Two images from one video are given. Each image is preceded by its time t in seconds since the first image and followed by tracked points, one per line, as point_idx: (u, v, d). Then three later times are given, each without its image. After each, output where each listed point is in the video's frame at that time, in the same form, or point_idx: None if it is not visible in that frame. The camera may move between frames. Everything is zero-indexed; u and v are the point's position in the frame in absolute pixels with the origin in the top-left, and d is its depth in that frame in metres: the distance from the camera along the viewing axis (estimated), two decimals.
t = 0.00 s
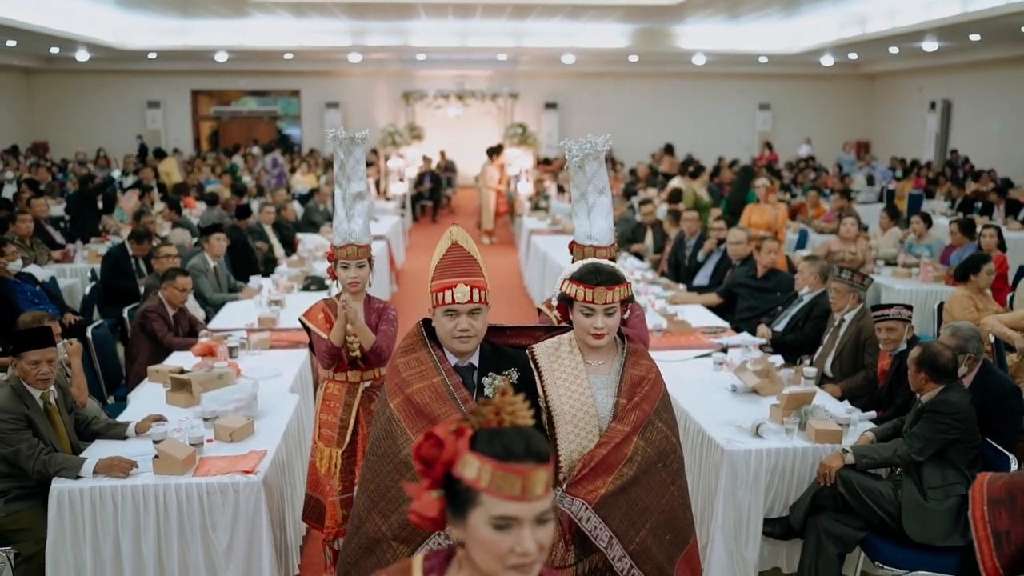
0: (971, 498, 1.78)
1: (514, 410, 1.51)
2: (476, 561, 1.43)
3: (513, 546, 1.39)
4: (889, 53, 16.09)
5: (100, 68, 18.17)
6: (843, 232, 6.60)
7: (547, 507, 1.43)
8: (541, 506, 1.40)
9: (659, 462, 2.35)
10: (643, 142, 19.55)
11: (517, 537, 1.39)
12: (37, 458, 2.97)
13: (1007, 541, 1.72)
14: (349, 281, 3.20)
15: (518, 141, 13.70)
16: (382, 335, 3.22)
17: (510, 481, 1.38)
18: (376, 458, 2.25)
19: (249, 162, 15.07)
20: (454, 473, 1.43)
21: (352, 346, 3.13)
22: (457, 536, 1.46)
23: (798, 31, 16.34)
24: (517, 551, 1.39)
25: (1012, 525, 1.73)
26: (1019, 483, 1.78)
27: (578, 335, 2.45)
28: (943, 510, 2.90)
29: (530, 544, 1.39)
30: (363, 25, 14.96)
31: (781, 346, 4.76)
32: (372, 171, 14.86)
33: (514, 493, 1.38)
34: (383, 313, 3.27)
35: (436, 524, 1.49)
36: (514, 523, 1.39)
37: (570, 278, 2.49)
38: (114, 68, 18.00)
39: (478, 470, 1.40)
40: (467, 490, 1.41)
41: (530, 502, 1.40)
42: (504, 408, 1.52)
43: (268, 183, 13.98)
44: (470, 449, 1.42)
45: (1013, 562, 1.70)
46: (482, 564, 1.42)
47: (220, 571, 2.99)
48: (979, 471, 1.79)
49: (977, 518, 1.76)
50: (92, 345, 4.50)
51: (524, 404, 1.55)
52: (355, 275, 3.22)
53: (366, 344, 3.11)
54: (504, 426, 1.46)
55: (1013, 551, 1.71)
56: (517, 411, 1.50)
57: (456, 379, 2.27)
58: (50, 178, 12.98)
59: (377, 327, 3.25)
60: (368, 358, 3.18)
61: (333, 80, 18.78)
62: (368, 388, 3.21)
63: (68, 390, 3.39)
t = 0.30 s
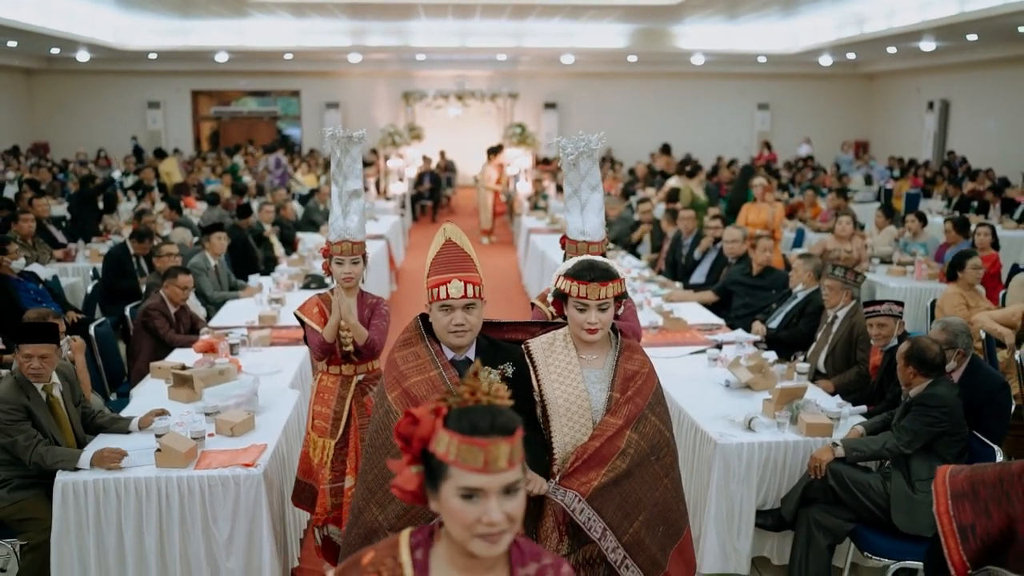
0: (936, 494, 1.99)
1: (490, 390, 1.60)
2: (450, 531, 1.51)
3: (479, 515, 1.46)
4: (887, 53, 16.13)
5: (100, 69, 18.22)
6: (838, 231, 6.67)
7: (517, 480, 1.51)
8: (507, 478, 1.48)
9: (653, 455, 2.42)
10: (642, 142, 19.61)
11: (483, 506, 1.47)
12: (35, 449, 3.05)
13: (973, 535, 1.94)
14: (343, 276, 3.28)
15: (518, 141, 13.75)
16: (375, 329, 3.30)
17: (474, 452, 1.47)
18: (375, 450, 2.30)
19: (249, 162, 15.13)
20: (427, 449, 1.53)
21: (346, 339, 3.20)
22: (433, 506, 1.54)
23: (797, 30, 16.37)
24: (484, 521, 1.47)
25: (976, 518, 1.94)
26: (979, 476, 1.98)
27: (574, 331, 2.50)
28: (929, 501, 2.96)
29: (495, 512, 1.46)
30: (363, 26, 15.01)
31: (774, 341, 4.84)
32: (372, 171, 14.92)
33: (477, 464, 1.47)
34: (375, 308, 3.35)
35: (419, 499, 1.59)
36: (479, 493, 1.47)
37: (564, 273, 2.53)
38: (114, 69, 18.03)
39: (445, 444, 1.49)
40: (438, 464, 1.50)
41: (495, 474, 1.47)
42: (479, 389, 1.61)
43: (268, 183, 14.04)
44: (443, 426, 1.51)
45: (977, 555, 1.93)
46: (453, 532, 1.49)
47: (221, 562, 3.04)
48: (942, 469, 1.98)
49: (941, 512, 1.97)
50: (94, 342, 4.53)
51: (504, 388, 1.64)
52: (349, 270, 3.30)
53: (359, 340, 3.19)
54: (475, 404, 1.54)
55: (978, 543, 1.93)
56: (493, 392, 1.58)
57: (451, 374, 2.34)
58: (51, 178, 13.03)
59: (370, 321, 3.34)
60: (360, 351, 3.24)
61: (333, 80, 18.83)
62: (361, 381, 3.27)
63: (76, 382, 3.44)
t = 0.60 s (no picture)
0: (923, 490, 2.09)
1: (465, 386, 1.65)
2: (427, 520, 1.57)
3: (450, 505, 1.52)
4: (885, 52, 16.17)
5: (101, 69, 18.27)
6: (833, 228, 6.72)
7: (487, 471, 1.56)
8: (476, 469, 1.53)
9: (645, 447, 2.47)
10: (641, 141, 19.65)
11: (454, 495, 1.52)
12: (6, 446, 3.16)
13: (960, 528, 2.07)
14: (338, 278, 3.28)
15: (516, 140, 13.82)
16: (368, 333, 3.31)
17: (443, 444, 1.53)
18: (370, 440, 2.35)
19: (248, 161, 15.19)
20: (403, 443, 1.58)
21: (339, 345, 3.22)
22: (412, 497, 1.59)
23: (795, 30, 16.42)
24: (456, 510, 1.52)
25: (963, 511, 2.07)
26: (964, 469, 2.10)
27: (567, 324, 2.54)
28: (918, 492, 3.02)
29: (466, 501, 1.52)
30: (362, 25, 15.06)
31: (768, 337, 4.88)
32: (372, 170, 14.97)
33: (446, 455, 1.52)
34: (368, 309, 3.36)
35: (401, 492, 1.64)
36: (451, 483, 1.53)
37: (559, 268, 2.54)
38: (114, 69, 18.08)
39: (418, 436, 1.55)
40: (413, 456, 1.56)
41: (464, 465, 1.53)
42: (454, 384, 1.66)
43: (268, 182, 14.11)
44: (417, 421, 1.57)
45: (963, 546, 2.07)
46: (429, 521, 1.55)
47: (220, 554, 3.09)
48: (930, 466, 2.08)
49: (928, 506, 2.09)
50: (95, 338, 4.59)
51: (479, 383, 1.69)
52: (343, 272, 3.31)
53: (352, 348, 3.21)
54: (448, 397, 1.60)
55: (966, 535, 2.06)
56: (467, 387, 1.64)
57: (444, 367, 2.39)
58: (52, 178, 13.08)
59: (363, 324, 3.34)
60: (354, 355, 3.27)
61: (333, 80, 18.89)
62: (356, 378, 3.31)
63: (83, 375, 3.50)
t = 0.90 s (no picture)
0: (926, 484, 2.01)
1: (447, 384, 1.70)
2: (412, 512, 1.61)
3: (431, 498, 1.56)
4: (883, 52, 16.19)
5: (101, 69, 18.30)
6: (828, 226, 6.76)
7: (469, 465, 1.60)
8: (457, 463, 1.57)
9: (638, 442, 2.51)
10: (640, 141, 19.69)
11: (436, 488, 1.57)
12: None
13: (966, 524, 1.98)
14: (334, 275, 3.31)
15: (515, 139, 13.84)
16: (366, 331, 3.35)
17: (423, 439, 1.57)
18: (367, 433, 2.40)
19: (249, 161, 15.23)
20: (388, 440, 1.63)
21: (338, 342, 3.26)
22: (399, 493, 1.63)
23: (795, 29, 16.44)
24: (439, 501, 1.56)
25: (969, 506, 1.99)
26: (966, 464, 2.02)
27: (562, 319, 2.57)
28: (907, 485, 3.06)
29: (446, 493, 1.56)
30: (362, 25, 15.10)
31: (764, 335, 4.92)
32: (372, 169, 15.01)
33: (426, 450, 1.57)
34: (365, 307, 3.40)
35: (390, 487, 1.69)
36: (432, 475, 1.57)
37: (554, 264, 2.58)
38: (114, 68, 18.11)
39: (402, 432, 1.60)
40: (398, 453, 1.60)
41: (443, 459, 1.57)
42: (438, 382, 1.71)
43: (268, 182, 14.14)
44: (401, 419, 1.62)
45: (969, 543, 1.98)
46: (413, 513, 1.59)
47: (220, 547, 3.13)
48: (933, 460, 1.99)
49: (933, 502, 2.01)
50: (96, 336, 4.63)
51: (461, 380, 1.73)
52: (340, 270, 3.33)
53: (353, 347, 3.25)
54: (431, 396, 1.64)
55: (972, 531, 1.98)
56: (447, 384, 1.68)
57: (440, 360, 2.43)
58: (52, 177, 13.12)
59: (360, 322, 3.38)
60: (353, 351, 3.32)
61: (333, 80, 18.93)
62: (355, 373, 3.36)
63: (83, 371, 3.53)
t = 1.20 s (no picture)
0: (932, 483, 2.04)
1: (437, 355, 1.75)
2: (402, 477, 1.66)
3: (419, 462, 1.61)
4: (881, 52, 16.22)
5: (100, 68, 18.33)
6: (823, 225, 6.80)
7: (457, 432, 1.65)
8: (444, 429, 1.62)
9: (632, 437, 2.55)
10: (637, 141, 19.74)
11: (424, 453, 1.62)
12: None
13: (973, 522, 2.00)
14: (334, 265, 3.36)
15: (514, 139, 13.87)
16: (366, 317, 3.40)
17: (412, 405, 1.63)
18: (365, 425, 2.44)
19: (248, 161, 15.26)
20: (381, 408, 1.68)
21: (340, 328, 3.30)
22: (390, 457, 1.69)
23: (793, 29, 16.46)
24: (427, 465, 1.62)
25: (975, 505, 2.01)
26: (971, 462, 2.05)
27: (557, 315, 2.61)
28: (899, 478, 3.09)
29: (435, 456, 1.61)
30: (361, 25, 15.14)
31: (759, 332, 4.97)
32: (371, 169, 15.04)
33: (415, 415, 1.62)
34: (363, 296, 3.44)
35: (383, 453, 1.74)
36: (420, 440, 1.62)
37: (548, 260, 2.62)
38: (114, 68, 18.13)
39: (393, 400, 1.65)
40: (389, 420, 1.66)
41: (432, 425, 1.62)
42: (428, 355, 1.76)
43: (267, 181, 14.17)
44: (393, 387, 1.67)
45: (975, 541, 2.00)
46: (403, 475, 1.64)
47: (219, 540, 3.17)
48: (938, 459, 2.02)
49: (937, 500, 2.03)
50: (97, 334, 4.66)
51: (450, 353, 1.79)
52: (338, 260, 3.38)
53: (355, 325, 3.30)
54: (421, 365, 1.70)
55: (979, 529, 2.00)
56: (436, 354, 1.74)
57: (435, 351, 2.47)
58: (51, 177, 13.15)
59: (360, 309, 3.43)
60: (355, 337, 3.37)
61: (332, 80, 18.97)
62: (355, 363, 3.40)
63: (80, 367, 3.51)
